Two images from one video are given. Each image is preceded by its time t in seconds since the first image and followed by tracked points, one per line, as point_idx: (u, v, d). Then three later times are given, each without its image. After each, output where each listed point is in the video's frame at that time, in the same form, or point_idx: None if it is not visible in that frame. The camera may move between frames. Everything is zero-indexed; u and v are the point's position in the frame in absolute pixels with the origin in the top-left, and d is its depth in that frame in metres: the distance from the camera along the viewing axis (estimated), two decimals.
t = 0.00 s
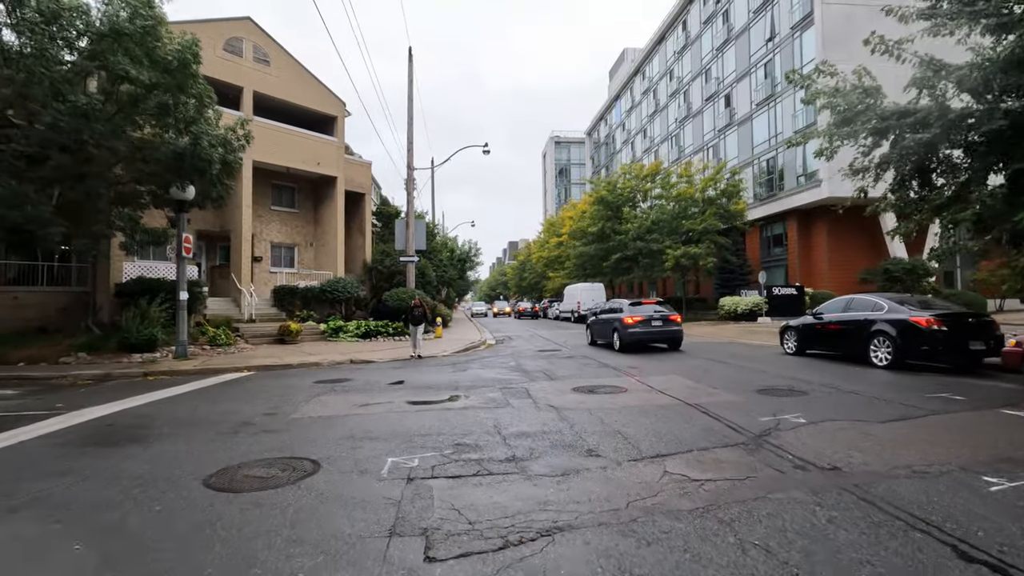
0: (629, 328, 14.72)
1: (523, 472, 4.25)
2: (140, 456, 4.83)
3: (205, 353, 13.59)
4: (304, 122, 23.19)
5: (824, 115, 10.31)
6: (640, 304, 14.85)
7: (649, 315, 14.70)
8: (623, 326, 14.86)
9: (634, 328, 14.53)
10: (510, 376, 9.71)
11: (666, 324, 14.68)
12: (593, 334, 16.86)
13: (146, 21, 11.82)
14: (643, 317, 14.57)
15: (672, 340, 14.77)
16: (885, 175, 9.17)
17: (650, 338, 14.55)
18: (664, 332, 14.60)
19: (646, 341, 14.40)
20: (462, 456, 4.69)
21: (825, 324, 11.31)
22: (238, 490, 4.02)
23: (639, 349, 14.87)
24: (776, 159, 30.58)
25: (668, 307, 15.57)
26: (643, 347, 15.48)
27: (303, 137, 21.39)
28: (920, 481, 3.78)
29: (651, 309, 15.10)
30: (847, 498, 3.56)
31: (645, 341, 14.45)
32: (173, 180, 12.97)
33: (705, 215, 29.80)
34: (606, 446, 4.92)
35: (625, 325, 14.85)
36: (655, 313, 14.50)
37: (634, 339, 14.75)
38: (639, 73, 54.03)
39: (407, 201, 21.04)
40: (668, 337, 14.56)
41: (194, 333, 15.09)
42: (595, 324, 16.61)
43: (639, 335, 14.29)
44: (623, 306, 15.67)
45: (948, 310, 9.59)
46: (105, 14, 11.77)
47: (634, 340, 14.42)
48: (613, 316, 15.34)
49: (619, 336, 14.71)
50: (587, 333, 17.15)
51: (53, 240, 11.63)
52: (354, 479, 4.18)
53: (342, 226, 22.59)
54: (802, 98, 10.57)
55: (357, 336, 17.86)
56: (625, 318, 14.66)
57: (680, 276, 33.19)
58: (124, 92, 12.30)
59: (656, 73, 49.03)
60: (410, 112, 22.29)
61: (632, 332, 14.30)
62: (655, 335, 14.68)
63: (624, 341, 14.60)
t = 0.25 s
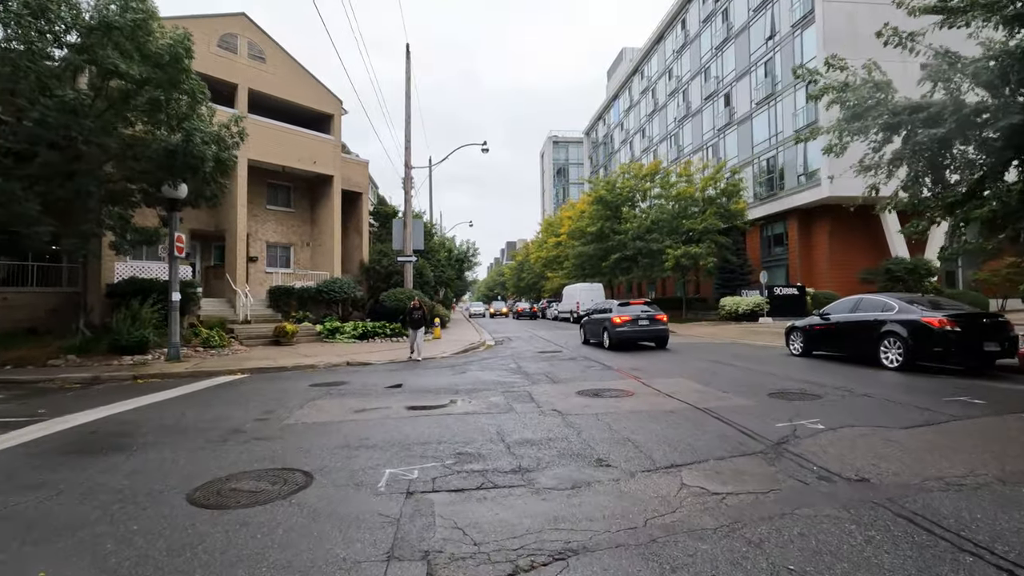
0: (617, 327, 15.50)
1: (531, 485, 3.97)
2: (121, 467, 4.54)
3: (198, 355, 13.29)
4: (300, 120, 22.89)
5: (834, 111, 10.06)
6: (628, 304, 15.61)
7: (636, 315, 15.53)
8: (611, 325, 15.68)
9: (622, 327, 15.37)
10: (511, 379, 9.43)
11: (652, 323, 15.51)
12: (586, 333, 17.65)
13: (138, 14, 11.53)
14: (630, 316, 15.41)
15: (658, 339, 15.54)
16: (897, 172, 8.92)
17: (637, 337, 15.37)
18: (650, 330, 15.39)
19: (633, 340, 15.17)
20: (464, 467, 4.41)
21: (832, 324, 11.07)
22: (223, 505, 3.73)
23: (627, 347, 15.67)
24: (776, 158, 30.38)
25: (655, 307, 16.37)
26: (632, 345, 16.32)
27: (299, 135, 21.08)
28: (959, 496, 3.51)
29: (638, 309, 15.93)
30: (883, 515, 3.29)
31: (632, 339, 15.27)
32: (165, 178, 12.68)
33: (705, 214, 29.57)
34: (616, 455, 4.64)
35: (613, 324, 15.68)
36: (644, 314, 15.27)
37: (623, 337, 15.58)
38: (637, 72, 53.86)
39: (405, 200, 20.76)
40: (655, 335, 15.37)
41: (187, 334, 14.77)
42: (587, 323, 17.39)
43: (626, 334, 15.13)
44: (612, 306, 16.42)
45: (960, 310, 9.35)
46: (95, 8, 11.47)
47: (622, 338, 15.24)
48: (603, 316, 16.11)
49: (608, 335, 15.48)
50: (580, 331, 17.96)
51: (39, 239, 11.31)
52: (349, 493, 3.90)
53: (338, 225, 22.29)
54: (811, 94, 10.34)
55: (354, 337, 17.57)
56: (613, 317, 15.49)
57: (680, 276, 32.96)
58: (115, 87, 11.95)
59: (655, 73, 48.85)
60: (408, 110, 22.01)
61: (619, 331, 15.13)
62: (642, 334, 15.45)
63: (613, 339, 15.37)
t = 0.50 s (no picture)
0: (602, 325, 16.27)
1: (532, 497, 3.62)
2: (83, 479, 4.15)
3: (183, 356, 12.85)
4: (290, 116, 22.43)
5: (838, 103, 9.79)
6: (612, 303, 16.38)
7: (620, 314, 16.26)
8: (597, 323, 16.44)
9: (606, 326, 16.11)
10: (507, 380, 9.08)
11: (635, 322, 16.25)
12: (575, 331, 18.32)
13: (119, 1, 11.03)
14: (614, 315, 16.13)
15: (641, 336, 16.29)
16: (906, 165, 8.66)
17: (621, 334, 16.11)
18: (633, 329, 16.17)
19: (617, 336, 15.92)
20: (459, 476, 4.06)
21: (836, 323, 10.81)
22: (192, 522, 3.37)
23: (612, 344, 16.42)
24: (773, 157, 30.20)
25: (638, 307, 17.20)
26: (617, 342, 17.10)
27: (288, 131, 20.63)
28: (1004, 509, 3.20)
29: (622, 308, 16.69)
30: (925, 531, 2.96)
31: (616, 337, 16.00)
32: (148, 173, 12.25)
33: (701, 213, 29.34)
34: (622, 463, 4.31)
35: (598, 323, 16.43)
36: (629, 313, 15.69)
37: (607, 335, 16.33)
38: (632, 71, 53.63)
39: (397, 198, 20.34)
40: (638, 333, 16.14)
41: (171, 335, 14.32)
42: (575, 322, 18.10)
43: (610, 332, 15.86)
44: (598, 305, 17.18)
45: (969, 308, 9.10)
46: None
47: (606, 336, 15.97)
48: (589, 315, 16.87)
49: (593, 332, 16.26)
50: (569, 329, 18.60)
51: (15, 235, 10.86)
52: (332, 507, 3.55)
53: (329, 224, 21.85)
54: (815, 85, 10.06)
55: (345, 338, 17.17)
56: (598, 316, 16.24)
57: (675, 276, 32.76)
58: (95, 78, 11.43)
59: (650, 72, 48.64)
60: (400, 106, 21.58)
61: (604, 329, 15.85)
62: (625, 332, 16.20)
63: (598, 336, 16.12)
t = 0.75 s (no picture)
0: (589, 325, 16.95)
1: (534, 517, 3.29)
2: (40, 498, 3.78)
3: (166, 359, 12.42)
4: (280, 113, 21.99)
5: (841, 99, 9.55)
6: (599, 304, 17.08)
7: (605, 314, 17.04)
8: (584, 323, 17.12)
9: (592, 325, 16.86)
10: (502, 383, 8.77)
11: (620, 322, 16.94)
12: (564, 331, 18.96)
13: None
14: (599, 315, 16.90)
15: (626, 335, 16.99)
16: (913, 161, 8.42)
17: (607, 333, 16.86)
18: (619, 328, 16.88)
19: (603, 336, 16.60)
20: (453, 492, 3.73)
21: (839, 324, 10.59)
22: (156, 549, 3.02)
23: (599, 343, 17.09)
24: (768, 156, 30.07)
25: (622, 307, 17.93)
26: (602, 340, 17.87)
27: (278, 128, 20.20)
28: None
29: (607, 309, 17.46)
30: (972, 558, 2.67)
31: (602, 335, 16.75)
32: (130, 169, 11.83)
33: (697, 213, 29.15)
34: (629, 476, 4.00)
35: (585, 323, 17.19)
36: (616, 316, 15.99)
37: (593, 334, 17.11)
38: (625, 71, 53.47)
39: (389, 197, 19.97)
40: (623, 333, 16.84)
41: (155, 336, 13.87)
42: (565, 321, 18.75)
43: (597, 331, 16.58)
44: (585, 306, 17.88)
45: (976, 308, 8.87)
46: None
47: (593, 335, 16.73)
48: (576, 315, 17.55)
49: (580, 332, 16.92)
50: (558, 328, 19.17)
51: None
52: (312, 530, 3.21)
53: (320, 223, 21.43)
54: (816, 81, 9.82)
55: (336, 339, 16.78)
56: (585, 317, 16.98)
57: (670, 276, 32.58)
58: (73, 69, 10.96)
59: (643, 71, 48.49)
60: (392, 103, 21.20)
61: (590, 328, 16.61)
62: (611, 331, 16.88)
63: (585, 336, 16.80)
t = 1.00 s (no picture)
0: (577, 325, 17.35)
1: (544, 545, 2.93)
2: None
3: (149, 362, 11.94)
4: (268, 110, 21.50)
5: (848, 93, 9.27)
6: (586, 305, 17.50)
7: (593, 315, 17.54)
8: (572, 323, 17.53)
9: (580, 326, 17.26)
10: (500, 388, 8.40)
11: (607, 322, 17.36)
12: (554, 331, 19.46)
13: None
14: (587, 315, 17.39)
15: (612, 335, 17.44)
16: (924, 156, 8.15)
17: (595, 333, 17.28)
18: (606, 328, 17.31)
19: (590, 336, 17.00)
20: (453, 515, 3.36)
21: (844, 326, 10.33)
22: None
23: (587, 343, 17.49)
24: (763, 156, 29.91)
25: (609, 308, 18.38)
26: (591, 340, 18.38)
27: (267, 125, 19.72)
28: None
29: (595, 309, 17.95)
30: None
31: (590, 335, 17.14)
32: (110, 165, 11.37)
33: (692, 212, 28.91)
34: (644, 494, 3.65)
35: (573, 323, 17.58)
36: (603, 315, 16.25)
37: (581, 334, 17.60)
38: (619, 70, 53.30)
39: (381, 195, 19.54)
40: (610, 332, 17.26)
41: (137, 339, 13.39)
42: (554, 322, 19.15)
43: (585, 330, 17.02)
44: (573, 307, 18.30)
45: (987, 309, 8.62)
46: None
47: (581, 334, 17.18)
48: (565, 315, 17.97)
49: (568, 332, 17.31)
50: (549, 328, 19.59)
51: None
52: (294, 562, 2.83)
53: (310, 222, 20.99)
54: (822, 75, 9.54)
55: (326, 341, 16.34)
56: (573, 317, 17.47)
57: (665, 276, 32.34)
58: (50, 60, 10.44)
59: (637, 71, 48.31)
60: (385, 101, 20.79)
61: (578, 328, 17.03)
62: (598, 331, 17.30)
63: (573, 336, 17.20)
